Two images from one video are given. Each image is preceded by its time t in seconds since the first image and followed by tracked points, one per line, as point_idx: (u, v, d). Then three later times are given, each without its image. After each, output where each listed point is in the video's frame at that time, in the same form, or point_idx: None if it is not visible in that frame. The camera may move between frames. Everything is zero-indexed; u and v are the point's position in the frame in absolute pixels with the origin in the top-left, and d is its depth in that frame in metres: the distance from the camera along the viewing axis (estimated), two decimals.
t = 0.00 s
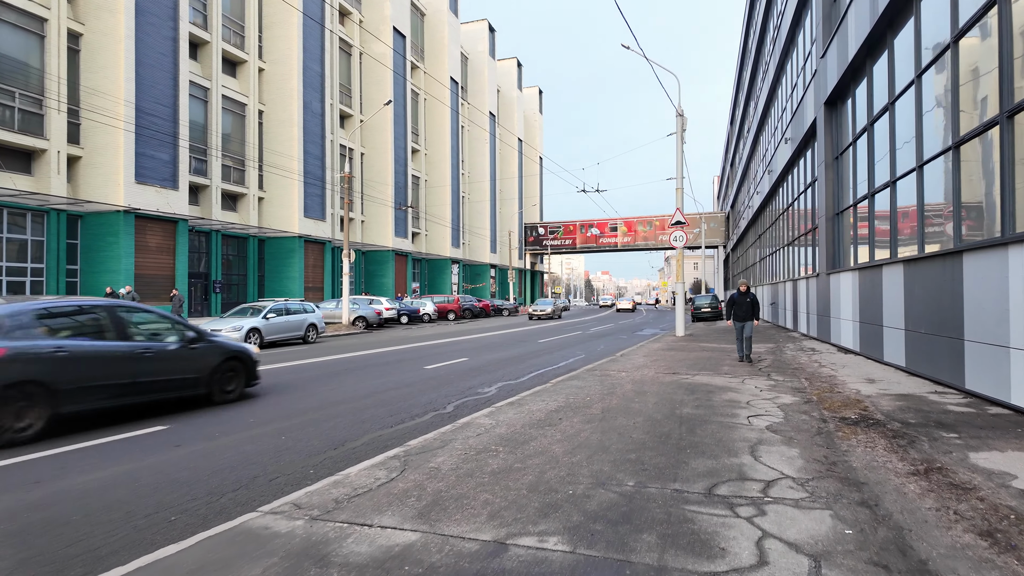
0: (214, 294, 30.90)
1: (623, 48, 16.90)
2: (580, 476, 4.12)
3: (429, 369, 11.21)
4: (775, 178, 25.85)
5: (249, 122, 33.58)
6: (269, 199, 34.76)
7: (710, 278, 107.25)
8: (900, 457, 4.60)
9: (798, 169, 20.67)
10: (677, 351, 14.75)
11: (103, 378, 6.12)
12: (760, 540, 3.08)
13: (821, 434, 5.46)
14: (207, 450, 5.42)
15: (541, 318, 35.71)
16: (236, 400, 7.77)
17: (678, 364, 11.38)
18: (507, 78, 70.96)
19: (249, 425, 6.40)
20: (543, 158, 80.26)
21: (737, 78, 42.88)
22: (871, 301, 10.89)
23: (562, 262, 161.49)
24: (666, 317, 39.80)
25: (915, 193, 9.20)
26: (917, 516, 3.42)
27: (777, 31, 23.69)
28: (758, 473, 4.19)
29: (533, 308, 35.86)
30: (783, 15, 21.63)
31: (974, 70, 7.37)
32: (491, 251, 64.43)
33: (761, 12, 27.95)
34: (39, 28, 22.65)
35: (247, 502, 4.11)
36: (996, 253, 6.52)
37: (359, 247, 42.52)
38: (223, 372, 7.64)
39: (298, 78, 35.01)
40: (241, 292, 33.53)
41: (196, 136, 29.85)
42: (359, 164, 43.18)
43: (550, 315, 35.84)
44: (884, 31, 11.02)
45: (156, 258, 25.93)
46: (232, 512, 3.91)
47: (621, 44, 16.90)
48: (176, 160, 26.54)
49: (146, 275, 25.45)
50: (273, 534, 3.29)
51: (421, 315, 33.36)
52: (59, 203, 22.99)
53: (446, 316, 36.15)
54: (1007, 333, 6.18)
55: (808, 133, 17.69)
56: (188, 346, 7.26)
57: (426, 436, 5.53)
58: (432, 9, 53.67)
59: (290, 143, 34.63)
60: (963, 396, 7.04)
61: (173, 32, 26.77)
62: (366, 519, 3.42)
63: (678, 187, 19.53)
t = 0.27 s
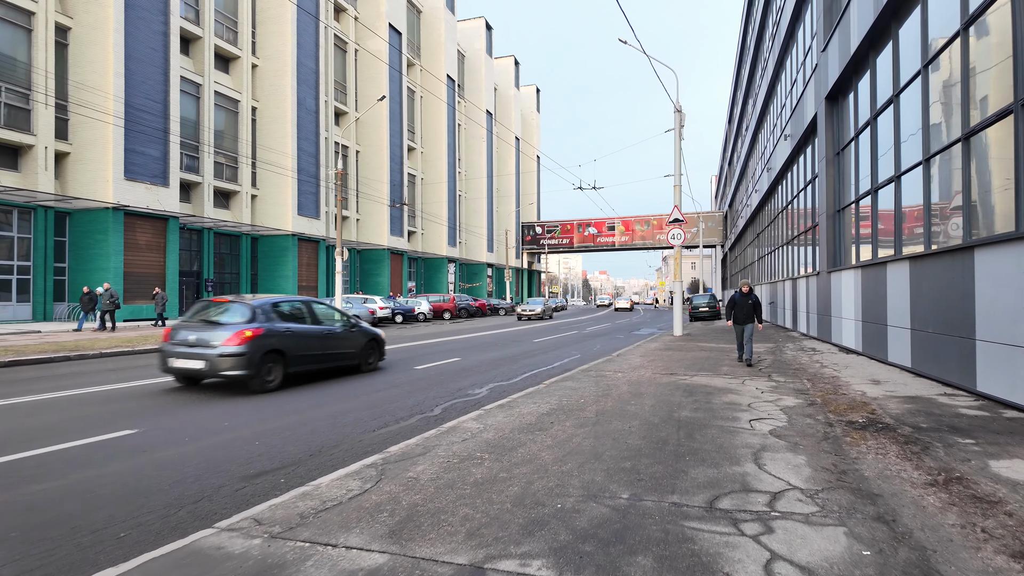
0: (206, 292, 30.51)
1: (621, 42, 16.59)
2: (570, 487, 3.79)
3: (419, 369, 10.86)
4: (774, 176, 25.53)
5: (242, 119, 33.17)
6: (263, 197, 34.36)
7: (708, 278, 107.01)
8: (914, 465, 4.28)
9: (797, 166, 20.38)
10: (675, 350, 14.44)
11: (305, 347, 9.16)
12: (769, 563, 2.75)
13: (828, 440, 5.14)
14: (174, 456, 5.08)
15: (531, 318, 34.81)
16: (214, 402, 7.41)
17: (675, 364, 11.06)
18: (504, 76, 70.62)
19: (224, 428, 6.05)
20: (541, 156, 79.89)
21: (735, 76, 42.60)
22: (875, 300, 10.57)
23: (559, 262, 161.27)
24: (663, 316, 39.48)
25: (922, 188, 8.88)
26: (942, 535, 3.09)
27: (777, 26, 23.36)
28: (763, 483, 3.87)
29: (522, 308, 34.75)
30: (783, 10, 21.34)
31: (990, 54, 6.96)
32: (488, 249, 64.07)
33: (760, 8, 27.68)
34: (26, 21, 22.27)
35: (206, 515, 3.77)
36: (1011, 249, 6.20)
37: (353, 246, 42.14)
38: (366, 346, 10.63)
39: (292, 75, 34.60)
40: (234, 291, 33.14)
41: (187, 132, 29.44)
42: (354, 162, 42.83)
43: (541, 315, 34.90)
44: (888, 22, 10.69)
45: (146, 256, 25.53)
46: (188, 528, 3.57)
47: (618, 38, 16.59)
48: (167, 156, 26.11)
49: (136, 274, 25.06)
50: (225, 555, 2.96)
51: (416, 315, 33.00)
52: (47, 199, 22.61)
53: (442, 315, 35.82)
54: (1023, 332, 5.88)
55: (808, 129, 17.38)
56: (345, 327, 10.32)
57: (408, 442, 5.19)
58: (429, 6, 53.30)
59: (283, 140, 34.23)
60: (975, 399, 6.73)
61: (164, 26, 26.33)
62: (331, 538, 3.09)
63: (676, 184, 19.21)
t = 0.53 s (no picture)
0: (195, 292, 30.09)
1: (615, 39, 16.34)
2: (556, 507, 3.49)
3: (406, 372, 10.55)
4: (769, 175, 25.36)
5: (232, 116, 32.74)
6: (253, 195, 33.93)
7: (702, 277, 107.16)
8: (926, 480, 3.99)
9: (793, 165, 20.18)
10: (669, 352, 14.18)
11: (407, 336, 12.31)
12: None
13: (831, 450, 4.85)
14: (136, 469, 4.76)
15: (516, 319, 33.81)
16: (188, 408, 7.07)
17: (669, 367, 10.78)
18: (499, 75, 70.27)
19: (194, 438, 5.72)
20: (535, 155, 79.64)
21: (730, 75, 42.45)
22: (874, 301, 10.33)
23: (554, 261, 161.10)
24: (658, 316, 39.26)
25: (924, 186, 8.61)
26: (963, 563, 2.80)
27: (772, 23, 23.16)
28: (764, 502, 3.57)
29: (507, 309, 33.87)
30: (778, 7, 21.14)
31: (999, 47, 6.68)
32: (482, 249, 63.79)
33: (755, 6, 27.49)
34: (8, 15, 21.87)
35: (158, 539, 3.45)
36: (1020, 248, 5.95)
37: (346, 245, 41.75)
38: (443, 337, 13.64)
39: (283, 72, 34.18)
40: (224, 290, 32.72)
41: (176, 130, 29.00)
42: (347, 160, 42.45)
43: (526, 315, 33.91)
44: (887, 15, 10.43)
45: (133, 255, 25.10)
46: (136, 554, 3.25)
47: (612, 35, 16.33)
48: (154, 154, 25.66)
49: (123, 273, 24.63)
50: None
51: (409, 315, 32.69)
52: (30, 197, 22.19)
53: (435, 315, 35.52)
54: None
55: (805, 127, 17.16)
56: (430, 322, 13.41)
57: (386, 453, 4.88)
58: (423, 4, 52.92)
59: (274, 137, 33.82)
60: (982, 405, 6.47)
61: (151, 22, 25.86)
62: (287, 570, 2.78)
63: (671, 183, 18.97)
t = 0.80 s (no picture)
0: (177, 290, 29.50)
1: (603, 32, 16.03)
2: (533, 522, 3.17)
3: (388, 372, 10.19)
4: (759, 172, 25.20)
5: (215, 111, 32.14)
6: (237, 192, 33.35)
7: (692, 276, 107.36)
8: (933, 487, 3.71)
9: (784, 162, 20.00)
10: (658, 350, 13.93)
11: (460, 326, 15.28)
12: None
13: (829, 455, 4.57)
14: (82, 479, 4.38)
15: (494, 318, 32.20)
16: (151, 411, 6.69)
17: (658, 366, 10.51)
18: (488, 72, 69.83)
19: (151, 443, 5.35)
20: (525, 153, 79.29)
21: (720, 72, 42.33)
22: (867, 298, 10.10)
23: (545, 259, 160.87)
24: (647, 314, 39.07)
25: (919, 180, 8.37)
26: None
27: (762, 18, 22.95)
28: (761, 515, 3.27)
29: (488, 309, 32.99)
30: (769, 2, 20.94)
31: (998, 34, 6.44)
32: (472, 247, 63.40)
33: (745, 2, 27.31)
34: None
35: (90, 560, 3.10)
36: (1021, 242, 5.71)
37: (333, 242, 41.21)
38: (484, 328, 16.48)
39: (268, 66, 33.61)
40: (207, 288, 32.13)
41: (157, 124, 28.39)
42: (334, 157, 41.93)
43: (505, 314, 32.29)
44: (881, 5, 10.18)
45: (112, 252, 24.52)
46: None
47: (601, 27, 16.01)
48: (134, 148, 25.06)
49: (101, 270, 24.05)
50: None
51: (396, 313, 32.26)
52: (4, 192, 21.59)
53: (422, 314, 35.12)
54: None
55: (795, 123, 16.96)
56: (474, 315, 16.24)
57: (354, 461, 4.55)
58: None
59: (259, 133, 33.25)
60: (982, 405, 6.23)
61: (130, 13, 25.22)
62: None
63: (661, 179, 18.71)
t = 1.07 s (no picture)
0: (165, 290, 29.02)
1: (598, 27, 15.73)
2: (517, 557, 2.83)
3: (375, 376, 9.82)
4: (755, 171, 24.90)
5: (205, 108, 31.67)
6: (227, 190, 32.89)
7: (687, 276, 107.30)
8: (958, 512, 3.39)
9: (781, 160, 19.74)
10: (654, 352, 13.60)
11: (500, 323, 17.91)
12: None
13: (840, 472, 4.25)
14: (28, 500, 4.02)
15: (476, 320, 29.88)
16: (119, 420, 6.32)
17: (655, 369, 10.18)
18: (483, 70, 69.45)
19: (112, 457, 4.98)
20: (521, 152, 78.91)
21: (716, 70, 42.11)
22: (870, 299, 9.80)
23: (541, 259, 160.26)
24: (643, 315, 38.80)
25: (925, 177, 8.08)
26: None
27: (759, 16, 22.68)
28: (771, 546, 2.95)
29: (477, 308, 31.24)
30: None
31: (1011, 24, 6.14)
32: (467, 246, 63.02)
33: None
34: None
35: None
36: None
37: (325, 242, 40.79)
38: (516, 324, 19.12)
39: (259, 63, 33.15)
40: (197, 288, 31.66)
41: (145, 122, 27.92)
42: (326, 155, 41.51)
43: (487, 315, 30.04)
44: None
45: (98, 252, 24.06)
46: None
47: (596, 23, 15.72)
48: (121, 146, 24.59)
49: (87, 270, 23.58)
50: None
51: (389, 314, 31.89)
52: None
53: (416, 314, 34.78)
54: None
55: (793, 120, 16.70)
56: (509, 313, 18.90)
57: (327, 479, 4.19)
58: None
59: (249, 130, 32.80)
60: (995, 414, 5.94)
61: (117, 8, 24.73)
62: None
63: (657, 178, 18.39)
